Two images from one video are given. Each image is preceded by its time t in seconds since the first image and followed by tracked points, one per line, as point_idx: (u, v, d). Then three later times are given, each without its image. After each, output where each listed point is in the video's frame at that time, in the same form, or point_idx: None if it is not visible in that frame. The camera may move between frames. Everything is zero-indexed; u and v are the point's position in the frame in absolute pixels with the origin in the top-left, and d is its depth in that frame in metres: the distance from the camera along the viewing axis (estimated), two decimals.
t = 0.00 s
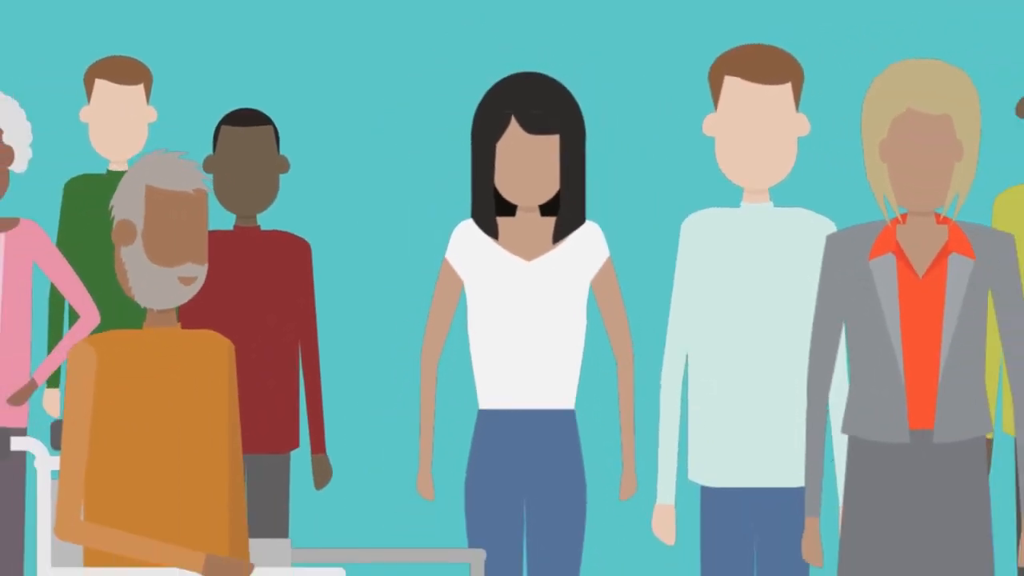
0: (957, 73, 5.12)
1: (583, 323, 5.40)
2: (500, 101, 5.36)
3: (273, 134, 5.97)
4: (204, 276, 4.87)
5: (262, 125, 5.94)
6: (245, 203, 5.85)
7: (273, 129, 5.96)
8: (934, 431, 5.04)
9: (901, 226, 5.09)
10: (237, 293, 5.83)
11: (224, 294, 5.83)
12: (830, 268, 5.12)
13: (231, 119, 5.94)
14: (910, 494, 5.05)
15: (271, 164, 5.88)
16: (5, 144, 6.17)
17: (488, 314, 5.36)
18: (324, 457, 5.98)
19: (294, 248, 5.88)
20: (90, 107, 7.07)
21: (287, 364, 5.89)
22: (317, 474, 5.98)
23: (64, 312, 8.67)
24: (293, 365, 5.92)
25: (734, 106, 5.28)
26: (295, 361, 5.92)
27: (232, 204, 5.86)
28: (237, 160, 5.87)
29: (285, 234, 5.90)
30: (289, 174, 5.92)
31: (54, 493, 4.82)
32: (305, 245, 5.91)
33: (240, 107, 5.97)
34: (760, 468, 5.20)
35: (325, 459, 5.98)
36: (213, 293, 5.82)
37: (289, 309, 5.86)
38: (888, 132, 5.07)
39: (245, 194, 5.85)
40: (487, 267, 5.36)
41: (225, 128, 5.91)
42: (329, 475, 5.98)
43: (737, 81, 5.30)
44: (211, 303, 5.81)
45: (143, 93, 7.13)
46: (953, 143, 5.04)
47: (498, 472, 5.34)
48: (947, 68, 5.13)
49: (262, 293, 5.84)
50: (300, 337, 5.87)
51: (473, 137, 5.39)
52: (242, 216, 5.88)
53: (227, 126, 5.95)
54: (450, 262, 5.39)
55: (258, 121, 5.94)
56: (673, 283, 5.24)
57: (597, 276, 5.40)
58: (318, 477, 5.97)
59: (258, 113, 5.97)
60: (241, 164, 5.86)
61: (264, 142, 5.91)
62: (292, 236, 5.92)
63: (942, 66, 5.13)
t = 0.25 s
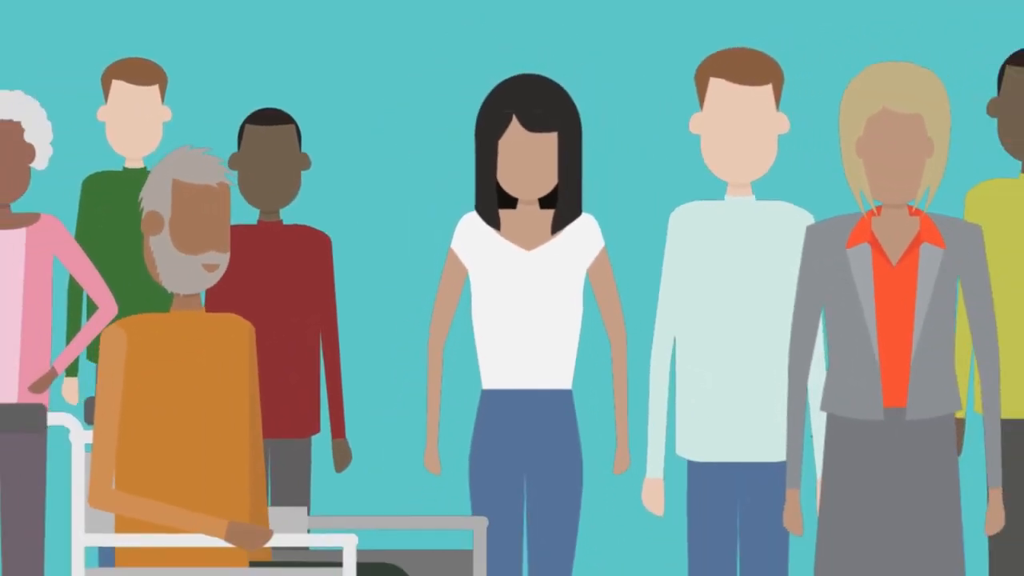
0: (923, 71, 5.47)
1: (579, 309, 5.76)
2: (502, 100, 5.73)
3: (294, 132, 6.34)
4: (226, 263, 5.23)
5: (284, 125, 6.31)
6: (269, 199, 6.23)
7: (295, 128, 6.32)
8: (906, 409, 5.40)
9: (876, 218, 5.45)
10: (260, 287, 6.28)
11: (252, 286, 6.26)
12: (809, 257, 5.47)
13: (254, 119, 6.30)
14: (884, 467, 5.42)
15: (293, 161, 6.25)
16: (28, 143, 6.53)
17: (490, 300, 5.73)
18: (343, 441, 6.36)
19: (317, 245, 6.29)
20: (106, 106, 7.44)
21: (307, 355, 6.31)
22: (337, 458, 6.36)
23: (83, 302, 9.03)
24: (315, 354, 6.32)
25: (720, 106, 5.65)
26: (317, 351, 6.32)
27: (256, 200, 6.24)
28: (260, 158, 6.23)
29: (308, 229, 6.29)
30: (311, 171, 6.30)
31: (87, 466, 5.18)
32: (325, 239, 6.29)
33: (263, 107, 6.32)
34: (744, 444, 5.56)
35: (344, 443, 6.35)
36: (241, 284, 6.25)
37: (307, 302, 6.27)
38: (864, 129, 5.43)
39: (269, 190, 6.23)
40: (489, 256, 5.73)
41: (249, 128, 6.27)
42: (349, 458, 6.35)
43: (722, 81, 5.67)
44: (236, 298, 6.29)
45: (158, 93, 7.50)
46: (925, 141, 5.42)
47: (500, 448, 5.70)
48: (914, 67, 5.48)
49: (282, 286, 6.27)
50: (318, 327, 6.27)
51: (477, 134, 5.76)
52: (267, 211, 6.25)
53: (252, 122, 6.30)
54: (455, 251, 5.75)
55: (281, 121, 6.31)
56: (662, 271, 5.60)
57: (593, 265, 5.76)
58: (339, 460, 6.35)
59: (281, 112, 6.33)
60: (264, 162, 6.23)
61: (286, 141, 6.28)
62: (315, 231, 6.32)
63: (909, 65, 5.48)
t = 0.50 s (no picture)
0: (896, 71, 5.83)
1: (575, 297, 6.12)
2: (504, 100, 6.09)
3: (315, 132, 6.73)
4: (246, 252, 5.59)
5: (305, 124, 6.71)
6: (289, 194, 6.62)
7: (315, 127, 6.71)
8: (883, 389, 5.76)
9: (854, 211, 5.80)
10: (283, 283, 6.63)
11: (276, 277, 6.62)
12: (792, 247, 5.82)
13: (277, 119, 6.71)
14: (863, 444, 5.77)
15: (314, 157, 6.64)
16: (49, 142, 6.88)
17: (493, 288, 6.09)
18: (361, 427, 6.71)
19: (336, 240, 6.65)
20: (122, 106, 7.80)
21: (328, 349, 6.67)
22: (355, 443, 6.71)
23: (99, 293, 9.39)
24: (334, 347, 6.69)
25: (707, 105, 6.02)
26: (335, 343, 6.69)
27: (278, 196, 6.63)
28: (281, 156, 6.64)
29: (325, 222, 6.67)
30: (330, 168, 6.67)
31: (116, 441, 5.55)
32: (343, 233, 6.65)
33: (285, 108, 6.74)
34: (730, 423, 5.92)
35: (362, 429, 6.71)
36: (264, 275, 6.62)
37: (328, 298, 6.62)
38: (843, 127, 5.79)
39: (290, 186, 6.62)
40: (492, 247, 6.08)
41: (272, 126, 6.68)
42: (367, 443, 6.72)
43: (709, 83, 6.04)
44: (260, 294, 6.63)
45: (172, 93, 7.86)
46: (900, 137, 5.78)
47: (502, 427, 6.06)
48: (889, 67, 5.84)
49: (304, 281, 6.62)
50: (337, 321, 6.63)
51: (480, 133, 6.12)
52: (288, 207, 6.64)
53: (274, 122, 6.71)
54: (460, 243, 6.11)
55: (303, 120, 6.71)
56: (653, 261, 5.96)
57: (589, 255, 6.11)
58: (356, 444, 6.71)
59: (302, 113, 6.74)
60: (285, 159, 6.63)
61: (306, 139, 6.67)
62: (331, 225, 6.69)
63: (884, 66, 5.84)
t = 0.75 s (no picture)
0: (872, 71, 6.18)
1: (572, 286, 6.47)
2: (505, 100, 6.44)
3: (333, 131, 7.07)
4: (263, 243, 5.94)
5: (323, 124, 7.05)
6: (307, 190, 6.95)
7: (333, 127, 7.05)
8: (863, 372, 6.09)
9: (835, 205, 6.14)
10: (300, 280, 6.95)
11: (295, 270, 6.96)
12: (776, 239, 6.17)
13: (297, 119, 7.05)
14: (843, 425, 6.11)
15: (331, 155, 6.98)
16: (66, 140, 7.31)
17: (495, 278, 6.44)
18: (378, 414, 7.07)
19: (352, 235, 6.96)
20: (137, 105, 8.16)
21: (347, 343, 6.99)
22: (372, 430, 7.07)
23: (113, 286, 9.74)
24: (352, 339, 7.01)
25: (697, 105, 6.37)
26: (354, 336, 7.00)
27: (296, 191, 6.96)
28: (300, 153, 6.98)
29: (341, 217, 6.98)
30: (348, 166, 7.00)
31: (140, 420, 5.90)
32: (359, 229, 6.97)
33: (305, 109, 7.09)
34: (718, 405, 6.26)
35: (379, 416, 7.06)
36: (283, 268, 6.96)
37: (345, 293, 6.93)
38: (825, 126, 6.14)
39: (308, 182, 6.95)
40: (494, 239, 6.44)
41: (291, 126, 7.03)
42: (383, 430, 7.07)
43: (698, 84, 6.40)
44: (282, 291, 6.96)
45: (184, 94, 8.21)
46: (878, 133, 6.12)
47: (503, 409, 6.41)
48: (865, 68, 6.18)
49: (327, 276, 6.94)
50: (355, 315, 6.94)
51: (483, 131, 6.47)
52: (306, 202, 6.97)
53: (293, 122, 7.05)
54: (464, 235, 6.46)
55: (321, 119, 7.04)
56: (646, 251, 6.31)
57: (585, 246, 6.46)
58: (373, 432, 7.06)
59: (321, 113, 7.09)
60: (304, 156, 6.97)
61: (324, 137, 7.01)
62: (348, 220, 6.99)
63: (861, 67, 6.19)
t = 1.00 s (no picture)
0: (852, 73, 6.51)
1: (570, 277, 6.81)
2: (506, 100, 6.79)
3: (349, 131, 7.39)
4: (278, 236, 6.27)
5: (341, 123, 7.37)
6: (324, 185, 7.27)
7: (350, 126, 7.37)
8: (845, 357, 6.40)
9: (819, 199, 6.47)
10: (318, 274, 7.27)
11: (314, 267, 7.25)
12: (763, 231, 6.50)
13: (315, 118, 7.37)
14: (826, 407, 6.41)
15: (346, 153, 7.29)
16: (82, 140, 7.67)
17: (497, 268, 6.78)
18: (393, 402, 7.41)
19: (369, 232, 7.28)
20: (149, 105, 8.50)
21: (364, 337, 7.32)
22: (386, 418, 7.41)
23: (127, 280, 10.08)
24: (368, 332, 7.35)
25: (688, 105, 6.72)
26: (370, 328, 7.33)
27: (314, 186, 7.28)
28: (318, 150, 7.29)
29: (359, 213, 7.29)
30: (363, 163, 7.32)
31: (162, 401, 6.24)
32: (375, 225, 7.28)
33: (324, 108, 7.41)
34: (708, 388, 6.60)
35: (393, 405, 7.41)
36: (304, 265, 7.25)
37: (363, 287, 7.26)
38: (809, 124, 6.47)
39: (325, 178, 7.27)
40: (496, 232, 6.77)
41: (310, 124, 7.35)
42: (397, 417, 7.42)
43: (689, 85, 6.74)
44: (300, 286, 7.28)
45: (196, 93, 8.55)
46: (858, 132, 6.45)
47: (504, 393, 6.76)
48: (846, 69, 6.52)
49: (345, 271, 7.26)
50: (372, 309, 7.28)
51: (485, 129, 6.81)
52: (323, 197, 7.29)
53: (311, 122, 7.37)
54: (467, 228, 6.79)
55: (336, 119, 7.36)
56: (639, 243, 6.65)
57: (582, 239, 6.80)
58: (388, 419, 7.41)
59: (338, 113, 7.41)
60: (322, 153, 7.29)
61: (341, 136, 7.33)
62: (364, 217, 7.31)
63: (844, 69, 6.53)
